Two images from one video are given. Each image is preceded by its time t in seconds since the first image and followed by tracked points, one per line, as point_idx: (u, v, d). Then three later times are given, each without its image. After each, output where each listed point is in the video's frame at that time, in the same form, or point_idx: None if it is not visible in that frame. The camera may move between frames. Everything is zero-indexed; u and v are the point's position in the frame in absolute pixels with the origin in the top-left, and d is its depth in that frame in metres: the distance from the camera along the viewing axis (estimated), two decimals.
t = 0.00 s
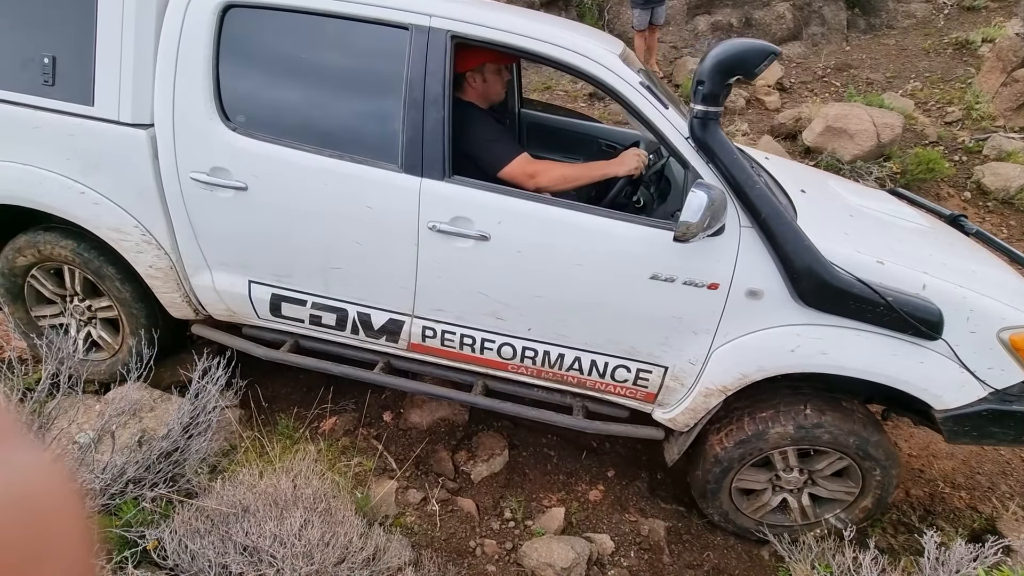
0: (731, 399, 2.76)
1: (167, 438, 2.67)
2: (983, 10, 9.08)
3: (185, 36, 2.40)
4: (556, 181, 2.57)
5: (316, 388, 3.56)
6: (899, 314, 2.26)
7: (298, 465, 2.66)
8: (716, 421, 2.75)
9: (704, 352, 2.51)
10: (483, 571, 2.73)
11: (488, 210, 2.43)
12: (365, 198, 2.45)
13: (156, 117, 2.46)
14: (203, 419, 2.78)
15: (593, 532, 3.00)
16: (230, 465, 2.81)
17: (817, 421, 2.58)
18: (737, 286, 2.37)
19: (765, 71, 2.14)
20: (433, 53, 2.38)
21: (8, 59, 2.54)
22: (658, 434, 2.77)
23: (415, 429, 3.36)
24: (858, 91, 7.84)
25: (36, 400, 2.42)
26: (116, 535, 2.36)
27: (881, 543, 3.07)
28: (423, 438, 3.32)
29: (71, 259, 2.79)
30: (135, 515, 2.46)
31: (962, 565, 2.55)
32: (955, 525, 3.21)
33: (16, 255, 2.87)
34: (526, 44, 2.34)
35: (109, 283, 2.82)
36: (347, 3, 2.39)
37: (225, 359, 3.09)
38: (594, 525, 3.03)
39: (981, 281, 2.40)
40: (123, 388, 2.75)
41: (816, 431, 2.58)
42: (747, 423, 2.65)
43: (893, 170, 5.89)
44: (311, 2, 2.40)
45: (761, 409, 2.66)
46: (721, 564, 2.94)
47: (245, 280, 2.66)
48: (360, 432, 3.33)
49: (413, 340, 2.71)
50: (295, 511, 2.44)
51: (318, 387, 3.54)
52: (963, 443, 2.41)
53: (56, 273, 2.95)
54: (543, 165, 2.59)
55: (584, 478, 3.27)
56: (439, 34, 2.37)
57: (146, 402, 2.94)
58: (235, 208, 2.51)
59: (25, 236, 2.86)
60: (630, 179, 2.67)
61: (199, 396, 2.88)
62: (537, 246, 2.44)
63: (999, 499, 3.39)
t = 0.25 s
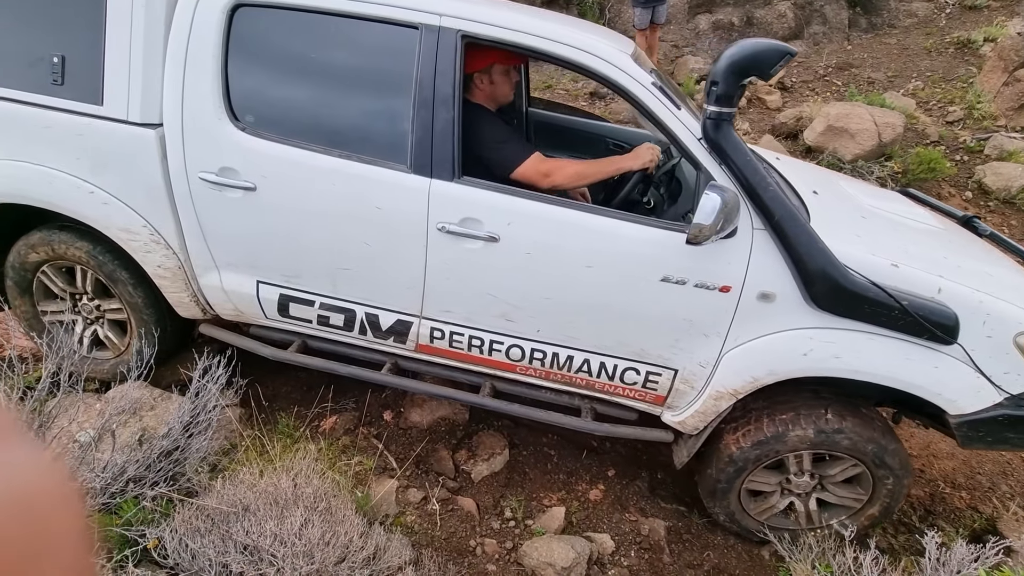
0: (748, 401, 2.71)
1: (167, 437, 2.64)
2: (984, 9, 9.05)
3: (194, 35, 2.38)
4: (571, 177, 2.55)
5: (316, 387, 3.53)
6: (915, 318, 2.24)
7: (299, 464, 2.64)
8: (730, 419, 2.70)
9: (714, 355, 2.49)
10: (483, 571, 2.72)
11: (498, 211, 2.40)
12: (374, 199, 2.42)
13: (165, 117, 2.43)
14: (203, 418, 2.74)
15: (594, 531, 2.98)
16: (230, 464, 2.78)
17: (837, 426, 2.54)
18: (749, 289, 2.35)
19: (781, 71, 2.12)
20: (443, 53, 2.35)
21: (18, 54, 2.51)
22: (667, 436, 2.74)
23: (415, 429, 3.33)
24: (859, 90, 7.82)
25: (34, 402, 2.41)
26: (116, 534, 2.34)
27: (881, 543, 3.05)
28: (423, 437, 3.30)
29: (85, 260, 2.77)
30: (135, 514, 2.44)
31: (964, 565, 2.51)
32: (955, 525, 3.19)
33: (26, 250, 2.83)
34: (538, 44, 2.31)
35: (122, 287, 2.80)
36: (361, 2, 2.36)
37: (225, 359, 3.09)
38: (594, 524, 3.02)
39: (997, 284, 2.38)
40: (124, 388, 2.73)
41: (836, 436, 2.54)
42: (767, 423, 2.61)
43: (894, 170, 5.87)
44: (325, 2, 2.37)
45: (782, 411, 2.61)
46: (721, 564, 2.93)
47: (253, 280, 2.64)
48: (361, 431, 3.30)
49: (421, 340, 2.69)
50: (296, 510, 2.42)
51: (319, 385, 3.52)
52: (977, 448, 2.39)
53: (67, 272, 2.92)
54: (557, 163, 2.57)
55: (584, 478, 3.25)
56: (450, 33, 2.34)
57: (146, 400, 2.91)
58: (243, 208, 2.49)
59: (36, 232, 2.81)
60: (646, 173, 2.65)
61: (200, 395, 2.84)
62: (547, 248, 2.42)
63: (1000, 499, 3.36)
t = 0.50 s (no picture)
0: (760, 400, 2.69)
1: (168, 435, 2.64)
2: (986, 9, 9.03)
3: (200, 34, 2.37)
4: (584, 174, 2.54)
5: (317, 385, 3.53)
6: (921, 320, 2.23)
7: (300, 462, 2.64)
8: (742, 418, 2.68)
9: (719, 356, 2.48)
10: (483, 570, 2.72)
11: (503, 212, 2.40)
12: (378, 199, 2.42)
13: (171, 115, 2.42)
14: (204, 416, 2.75)
15: (594, 530, 2.98)
16: (230, 463, 2.78)
17: (849, 430, 2.53)
18: (754, 291, 2.34)
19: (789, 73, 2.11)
20: (449, 53, 2.35)
21: (25, 51, 2.50)
22: (671, 437, 2.73)
23: (415, 427, 3.31)
24: (861, 90, 7.80)
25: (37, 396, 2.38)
26: (117, 532, 2.32)
27: (881, 543, 3.04)
28: (424, 436, 3.29)
29: (94, 260, 2.76)
30: (136, 512, 2.43)
31: (963, 565, 2.49)
32: (955, 525, 3.19)
33: (33, 246, 2.81)
34: (546, 44, 2.31)
35: (128, 288, 2.79)
36: (371, 2, 2.35)
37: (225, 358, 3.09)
38: (594, 523, 3.01)
39: (1004, 287, 2.37)
40: (126, 387, 2.73)
41: (848, 439, 2.53)
42: (778, 424, 2.59)
43: (895, 170, 5.86)
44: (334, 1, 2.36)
45: (793, 412, 2.60)
46: (721, 563, 2.92)
47: (257, 279, 2.63)
48: (361, 429, 3.30)
49: (426, 340, 2.69)
50: (296, 509, 2.42)
51: (319, 384, 3.52)
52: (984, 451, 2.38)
53: (73, 269, 2.91)
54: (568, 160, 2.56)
55: (584, 477, 3.24)
56: (456, 33, 2.34)
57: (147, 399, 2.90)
58: (248, 208, 2.48)
59: (45, 229, 2.80)
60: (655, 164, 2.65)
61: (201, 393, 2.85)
62: (552, 248, 2.41)
63: (1000, 499, 3.35)
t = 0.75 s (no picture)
0: (773, 399, 2.66)
1: (168, 434, 2.63)
2: (988, 8, 9.02)
3: (204, 33, 2.36)
4: (582, 186, 2.52)
5: (316, 385, 3.52)
6: (929, 320, 2.21)
7: (300, 461, 2.64)
8: (754, 415, 2.65)
9: (725, 356, 2.46)
10: (483, 569, 2.71)
11: (507, 211, 2.39)
12: (383, 199, 2.41)
13: (176, 116, 2.42)
14: (204, 414, 2.74)
15: (593, 529, 2.98)
16: (230, 461, 2.78)
17: (863, 432, 2.50)
18: (761, 291, 2.32)
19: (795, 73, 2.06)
20: (453, 51, 2.33)
21: (30, 51, 2.49)
22: (676, 437, 2.71)
23: (415, 427, 3.30)
24: (862, 90, 7.80)
25: (38, 395, 2.37)
26: (117, 531, 2.32)
27: (881, 542, 3.04)
28: (423, 435, 3.27)
29: (103, 262, 2.75)
30: (136, 511, 2.43)
31: (963, 565, 2.49)
32: (955, 525, 3.18)
33: (42, 245, 2.80)
34: (549, 43, 2.29)
35: (136, 292, 2.79)
36: (379, 2, 2.34)
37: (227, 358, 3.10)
38: (594, 523, 3.01)
39: (1011, 286, 2.36)
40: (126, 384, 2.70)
41: (861, 440, 2.51)
42: (792, 423, 2.55)
43: (896, 170, 5.86)
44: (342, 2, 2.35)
45: (807, 411, 2.57)
46: (721, 562, 2.92)
47: (262, 279, 2.62)
48: (361, 428, 3.29)
49: (430, 340, 2.68)
50: (296, 507, 2.41)
51: (319, 383, 3.51)
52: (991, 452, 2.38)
53: (81, 270, 2.90)
54: (566, 172, 2.53)
55: (583, 476, 3.23)
56: (460, 31, 2.32)
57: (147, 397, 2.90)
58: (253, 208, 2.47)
59: (55, 228, 2.78)
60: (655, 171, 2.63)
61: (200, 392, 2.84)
62: (557, 248, 2.41)
63: (999, 499, 3.34)
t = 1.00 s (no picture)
0: (784, 399, 2.62)
1: (166, 434, 2.62)
2: (985, 7, 9.02)
3: (209, 33, 2.34)
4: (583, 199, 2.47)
5: (315, 385, 3.51)
6: (937, 323, 2.20)
7: (298, 461, 2.63)
8: (765, 414, 2.62)
9: (731, 358, 2.44)
10: (482, 568, 2.70)
11: (513, 212, 2.38)
12: (388, 200, 2.40)
13: (180, 116, 2.40)
14: (202, 415, 2.72)
15: (592, 528, 2.97)
16: (229, 462, 2.76)
17: (875, 434, 2.49)
18: (767, 293, 2.30)
19: (805, 73, 2.04)
20: (460, 52, 2.32)
21: (33, 50, 2.47)
22: (681, 438, 2.68)
23: (415, 426, 3.29)
24: (859, 89, 7.79)
25: (36, 395, 2.41)
26: (116, 531, 2.30)
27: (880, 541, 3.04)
28: (422, 435, 3.26)
29: (110, 264, 2.73)
30: (135, 512, 2.42)
31: (960, 562, 2.47)
32: (953, 523, 3.17)
33: (48, 244, 2.77)
34: (555, 43, 2.27)
35: (142, 297, 2.79)
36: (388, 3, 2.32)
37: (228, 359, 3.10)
38: (593, 522, 2.99)
39: (1019, 288, 2.35)
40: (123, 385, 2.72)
41: (874, 443, 2.49)
42: (804, 423, 2.52)
43: (893, 168, 5.86)
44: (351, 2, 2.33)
45: (819, 412, 2.54)
46: (720, 560, 2.91)
47: (266, 280, 2.61)
48: (360, 428, 3.27)
49: (435, 341, 2.67)
50: (295, 507, 2.40)
51: (317, 383, 3.50)
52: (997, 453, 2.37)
53: (87, 271, 2.88)
54: (566, 185, 2.49)
55: (582, 476, 3.22)
56: (467, 32, 2.31)
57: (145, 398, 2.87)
58: (257, 208, 2.46)
59: (63, 227, 2.76)
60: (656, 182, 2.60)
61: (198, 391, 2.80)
62: (563, 250, 2.39)
63: (998, 498, 3.30)
